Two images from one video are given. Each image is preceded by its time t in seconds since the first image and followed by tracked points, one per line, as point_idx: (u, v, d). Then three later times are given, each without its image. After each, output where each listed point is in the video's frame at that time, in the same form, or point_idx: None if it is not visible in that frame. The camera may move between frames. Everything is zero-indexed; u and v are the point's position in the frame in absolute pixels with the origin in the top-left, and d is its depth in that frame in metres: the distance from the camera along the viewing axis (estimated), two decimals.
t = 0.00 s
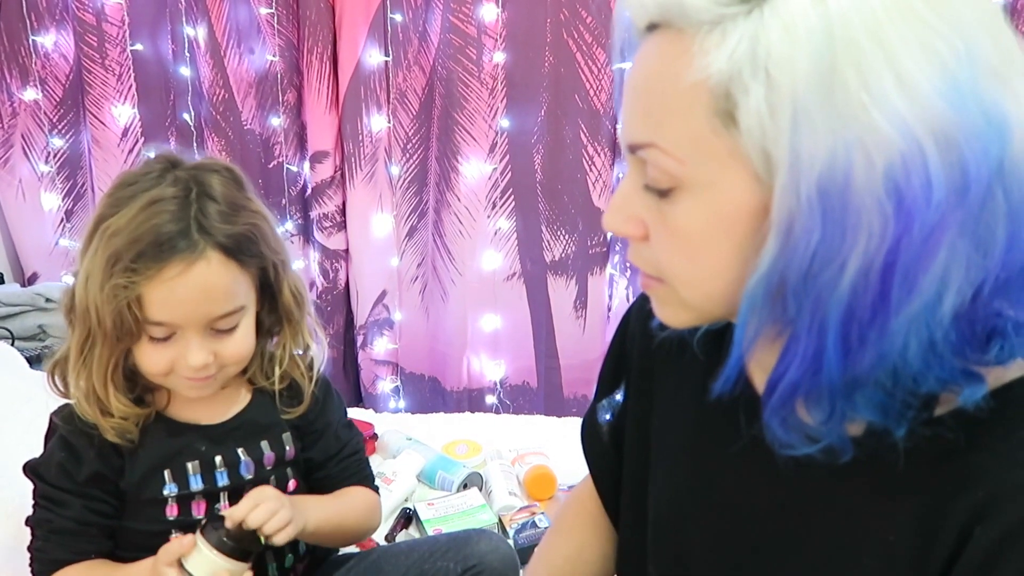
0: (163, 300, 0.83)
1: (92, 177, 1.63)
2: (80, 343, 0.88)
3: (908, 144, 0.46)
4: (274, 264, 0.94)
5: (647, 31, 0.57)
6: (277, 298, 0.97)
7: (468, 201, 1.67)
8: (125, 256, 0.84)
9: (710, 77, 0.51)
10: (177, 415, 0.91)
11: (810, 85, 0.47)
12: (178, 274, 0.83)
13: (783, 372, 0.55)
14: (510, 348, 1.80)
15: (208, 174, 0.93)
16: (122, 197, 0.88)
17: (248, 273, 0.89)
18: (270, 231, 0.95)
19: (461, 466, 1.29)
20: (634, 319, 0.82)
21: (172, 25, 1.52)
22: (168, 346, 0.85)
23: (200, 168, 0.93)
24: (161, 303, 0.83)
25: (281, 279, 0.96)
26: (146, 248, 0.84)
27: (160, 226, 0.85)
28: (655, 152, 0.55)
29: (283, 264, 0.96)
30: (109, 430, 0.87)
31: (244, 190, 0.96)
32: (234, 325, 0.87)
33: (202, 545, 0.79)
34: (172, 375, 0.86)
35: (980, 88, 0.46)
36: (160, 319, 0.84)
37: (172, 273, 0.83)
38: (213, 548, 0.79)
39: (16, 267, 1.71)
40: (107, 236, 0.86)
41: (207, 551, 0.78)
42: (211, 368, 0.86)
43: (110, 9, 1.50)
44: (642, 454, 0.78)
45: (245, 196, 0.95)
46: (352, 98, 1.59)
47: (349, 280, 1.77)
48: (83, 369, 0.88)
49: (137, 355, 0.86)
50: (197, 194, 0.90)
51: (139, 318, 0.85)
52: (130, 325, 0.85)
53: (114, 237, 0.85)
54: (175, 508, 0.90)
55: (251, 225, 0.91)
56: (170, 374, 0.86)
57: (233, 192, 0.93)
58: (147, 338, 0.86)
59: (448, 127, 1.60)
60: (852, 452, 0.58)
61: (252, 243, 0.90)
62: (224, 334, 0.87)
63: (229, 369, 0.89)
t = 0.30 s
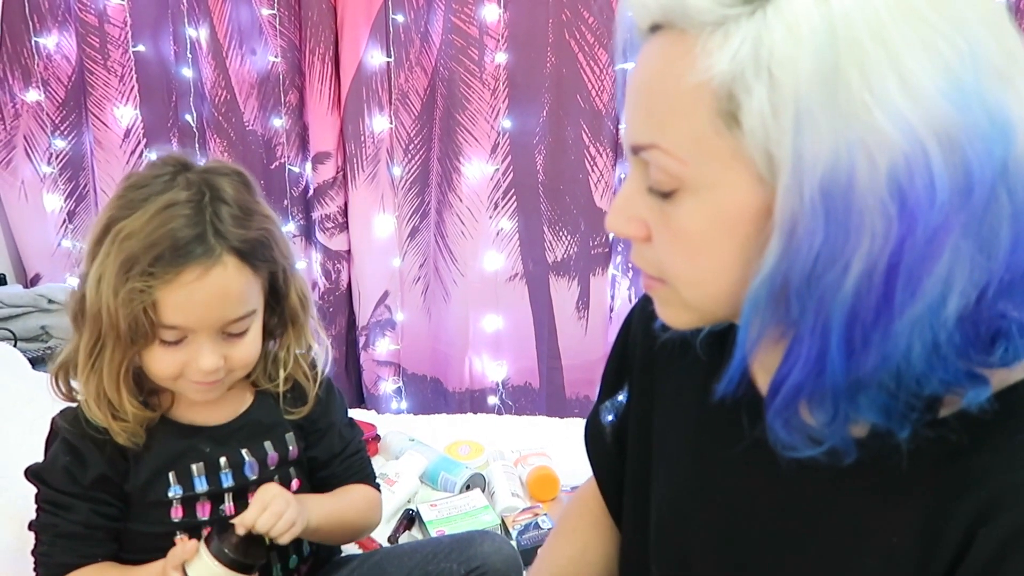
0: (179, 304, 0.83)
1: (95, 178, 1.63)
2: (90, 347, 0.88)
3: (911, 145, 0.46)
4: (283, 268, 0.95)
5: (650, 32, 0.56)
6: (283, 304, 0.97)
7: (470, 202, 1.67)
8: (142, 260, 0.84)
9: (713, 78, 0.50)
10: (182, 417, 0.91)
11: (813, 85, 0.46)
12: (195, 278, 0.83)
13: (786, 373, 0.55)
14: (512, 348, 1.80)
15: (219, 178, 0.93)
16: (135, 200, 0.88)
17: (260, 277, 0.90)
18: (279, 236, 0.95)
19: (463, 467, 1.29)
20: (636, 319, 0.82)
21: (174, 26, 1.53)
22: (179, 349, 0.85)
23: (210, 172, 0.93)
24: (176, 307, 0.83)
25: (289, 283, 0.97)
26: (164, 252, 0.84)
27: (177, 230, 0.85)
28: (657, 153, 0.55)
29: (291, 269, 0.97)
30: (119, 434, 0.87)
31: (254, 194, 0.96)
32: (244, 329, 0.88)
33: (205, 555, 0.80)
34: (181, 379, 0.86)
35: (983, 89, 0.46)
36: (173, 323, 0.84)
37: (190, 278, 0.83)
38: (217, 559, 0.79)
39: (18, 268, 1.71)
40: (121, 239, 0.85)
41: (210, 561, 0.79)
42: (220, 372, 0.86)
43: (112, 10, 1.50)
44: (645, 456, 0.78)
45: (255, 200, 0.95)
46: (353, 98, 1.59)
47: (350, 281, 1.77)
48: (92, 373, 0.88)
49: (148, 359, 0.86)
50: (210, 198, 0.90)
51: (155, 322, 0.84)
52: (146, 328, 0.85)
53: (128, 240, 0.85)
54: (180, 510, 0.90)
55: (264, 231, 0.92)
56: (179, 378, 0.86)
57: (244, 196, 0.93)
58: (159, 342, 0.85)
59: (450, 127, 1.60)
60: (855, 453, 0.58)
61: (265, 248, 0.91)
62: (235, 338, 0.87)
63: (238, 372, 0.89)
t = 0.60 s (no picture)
0: (183, 306, 0.83)
1: (95, 178, 1.63)
2: (93, 349, 0.88)
3: (913, 145, 0.46)
4: (286, 270, 0.95)
5: (651, 31, 0.56)
6: (285, 306, 0.97)
7: (471, 202, 1.67)
8: (146, 262, 0.84)
9: (714, 77, 0.50)
10: (183, 419, 0.91)
11: (814, 86, 0.47)
12: (199, 281, 0.83)
13: (787, 373, 0.55)
14: (512, 348, 1.80)
15: (222, 179, 0.93)
16: (139, 201, 0.88)
17: (263, 279, 0.90)
18: (282, 237, 0.95)
19: (464, 467, 1.29)
20: (637, 319, 0.82)
21: (174, 26, 1.53)
22: (182, 351, 0.85)
23: (213, 172, 0.93)
24: (180, 309, 0.83)
25: (291, 284, 0.97)
26: (168, 254, 0.84)
27: (182, 232, 0.85)
28: (659, 153, 0.55)
29: (293, 270, 0.97)
30: (123, 436, 0.87)
31: (257, 195, 0.96)
32: (247, 331, 0.88)
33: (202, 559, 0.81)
34: (183, 382, 0.86)
35: (985, 89, 0.46)
36: (177, 325, 0.84)
37: (194, 281, 0.83)
38: (214, 564, 0.80)
39: (19, 268, 1.71)
40: (124, 241, 0.85)
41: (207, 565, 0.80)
42: (223, 374, 0.86)
43: (112, 10, 1.50)
44: (646, 455, 0.78)
45: (258, 202, 0.95)
46: (354, 98, 1.59)
47: (351, 281, 1.77)
48: (96, 375, 0.88)
49: (151, 360, 0.86)
50: (213, 199, 0.89)
51: (159, 323, 0.84)
52: (150, 331, 0.85)
53: (132, 241, 0.85)
54: (180, 511, 0.90)
55: (268, 233, 0.92)
56: (182, 380, 0.86)
57: (247, 198, 0.93)
58: (162, 343, 0.85)
59: (451, 127, 1.60)
60: (856, 454, 0.58)
61: (268, 249, 0.91)
62: (238, 340, 0.87)
63: (241, 374, 0.89)
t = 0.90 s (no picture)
0: (183, 309, 0.83)
1: (96, 178, 1.63)
2: (92, 351, 0.88)
3: (916, 146, 0.46)
4: (286, 272, 0.95)
5: (654, 31, 0.57)
6: (284, 308, 0.97)
7: (471, 202, 1.67)
8: (146, 264, 0.84)
9: (717, 77, 0.51)
10: (182, 420, 0.91)
11: (818, 85, 0.47)
12: (197, 284, 0.83)
13: (788, 374, 0.55)
14: (513, 348, 1.80)
15: (222, 180, 0.93)
16: (138, 202, 0.88)
17: (263, 281, 0.90)
18: (282, 239, 0.95)
19: (465, 467, 1.30)
20: (638, 318, 0.82)
21: (175, 26, 1.53)
22: (182, 353, 0.85)
23: (213, 174, 0.93)
24: (179, 311, 0.83)
25: (291, 286, 0.97)
26: (168, 255, 0.84)
27: (182, 234, 0.85)
28: (661, 152, 0.55)
29: (293, 272, 0.97)
30: (123, 437, 0.87)
31: (256, 196, 0.96)
32: (246, 333, 0.88)
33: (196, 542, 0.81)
34: (183, 384, 0.86)
35: (989, 90, 0.46)
36: (177, 327, 0.84)
37: (194, 283, 0.83)
38: (208, 547, 0.80)
39: (19, 268, 1.71)
40: (123, 242, 0.85)
41: (201, 548, 0.80)
42: (222, 376, 0.86)
43: (113, 10, 1.50)
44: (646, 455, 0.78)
45: (257, 203, 0.95)
46: (354, 98, 1.59)
47: (351, 281, 1.77)
48: (96, 377, 0.88)
49: (150, 362, 0.86)
50: (212, 201, 0.89)
51: (157, 326, 0.85)
52: (148, 332, 0.85)
53: (131, 243, 0.85)
54: (180, 512, 0.90)
55: (268, 234, 0.92)
56: (182, 381, 0.86)
57: (247, 199, 0.93)
58: (160, 345, 0.86)
59: (451, 128, 1.60)
60: (858, 455, 0.58)
61: (268, 251, 0.91)
62: (237, 342, 0.87)
63: (241, 376, 0.89)
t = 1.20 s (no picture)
0: (183, 310, 0.83)
1: (96, 179, 1.63)
2: (91, 353, 0.88)
3: (916, 146, 0.46)
4: (285, 273, 0.95)
5: (655, 29, 0.56)
6: (283, 309, 0.97)
7: (471, 202, 1.67)
8: (144, 266, 0.84)
9: (717, 76, 0.50)
10: (182, 422, 0.91)
11: (818, 85, 0.46)
12: (197, 286, 0.83)
13: (788, 374, 0.55)
14: (513, 349, 1.80)
15: (220, 181, 0.92)
16: (136, 204, 0.88)
17: (262, 282, 0.90)
18: (281, 240, 0.95)
19: (465, 467, 1.30)
20: (639, 319, 0.82)
21: (175, 27, 1.53)
22: (181, 354, 0.85)
23: (211, 175, 0.93)
24: (178, 314, 0.83)
25: (291, 287, 0.97)
26: (167, 257, 0.84)
27: (181, 235, 0.85)
28: (661, 152, 0.55)
29: (292, 273, 0.97)
30: (123, 439, 0.87)
31: (254, 197, 0.96)
32: (246, 334, 0.88)
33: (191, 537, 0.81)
34: (182, 386, 0.86)
35: (990, 90, 0.46)
36: (176, 329, 0.84)
37: (193, 285, 0.83)
38: (203, 544, 0.80)
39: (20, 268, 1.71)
40: (122, 244, 0.85)
41: (197, 545, 0.80)
42: (221, 378, 0.86)
43: (113, 11, 1.50)
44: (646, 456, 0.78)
45: (256, 204, 0.95)
46: (354, 99, 1.59)
47: (351, 281, 1.77)
48: (96, 379, 0.88)
49: (149, 364, 0.86)
50: (211, 202, 0.89)
51: (156, 328, 0.85)
52: (148, 334, 0.85)
53: (130, 245, 0.85)
54: (179, 514, 0.90)
55: (266, 236, 0.92)
56: (181, 383, 0.86)
57: (245, 200, 0.93)
58: (159, 347, 0.86)
59: (451, 128, 1.60)
60: (858, 455, 0.58)
61: (267, 253, 0.92)
62: (236, 344, 0.87)
63: (240, 378, 0.89)
